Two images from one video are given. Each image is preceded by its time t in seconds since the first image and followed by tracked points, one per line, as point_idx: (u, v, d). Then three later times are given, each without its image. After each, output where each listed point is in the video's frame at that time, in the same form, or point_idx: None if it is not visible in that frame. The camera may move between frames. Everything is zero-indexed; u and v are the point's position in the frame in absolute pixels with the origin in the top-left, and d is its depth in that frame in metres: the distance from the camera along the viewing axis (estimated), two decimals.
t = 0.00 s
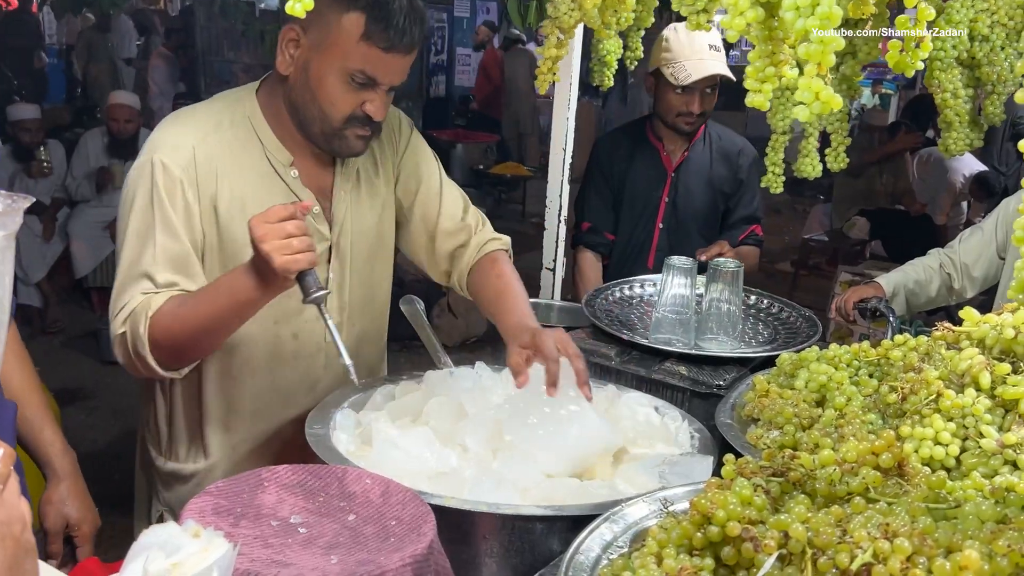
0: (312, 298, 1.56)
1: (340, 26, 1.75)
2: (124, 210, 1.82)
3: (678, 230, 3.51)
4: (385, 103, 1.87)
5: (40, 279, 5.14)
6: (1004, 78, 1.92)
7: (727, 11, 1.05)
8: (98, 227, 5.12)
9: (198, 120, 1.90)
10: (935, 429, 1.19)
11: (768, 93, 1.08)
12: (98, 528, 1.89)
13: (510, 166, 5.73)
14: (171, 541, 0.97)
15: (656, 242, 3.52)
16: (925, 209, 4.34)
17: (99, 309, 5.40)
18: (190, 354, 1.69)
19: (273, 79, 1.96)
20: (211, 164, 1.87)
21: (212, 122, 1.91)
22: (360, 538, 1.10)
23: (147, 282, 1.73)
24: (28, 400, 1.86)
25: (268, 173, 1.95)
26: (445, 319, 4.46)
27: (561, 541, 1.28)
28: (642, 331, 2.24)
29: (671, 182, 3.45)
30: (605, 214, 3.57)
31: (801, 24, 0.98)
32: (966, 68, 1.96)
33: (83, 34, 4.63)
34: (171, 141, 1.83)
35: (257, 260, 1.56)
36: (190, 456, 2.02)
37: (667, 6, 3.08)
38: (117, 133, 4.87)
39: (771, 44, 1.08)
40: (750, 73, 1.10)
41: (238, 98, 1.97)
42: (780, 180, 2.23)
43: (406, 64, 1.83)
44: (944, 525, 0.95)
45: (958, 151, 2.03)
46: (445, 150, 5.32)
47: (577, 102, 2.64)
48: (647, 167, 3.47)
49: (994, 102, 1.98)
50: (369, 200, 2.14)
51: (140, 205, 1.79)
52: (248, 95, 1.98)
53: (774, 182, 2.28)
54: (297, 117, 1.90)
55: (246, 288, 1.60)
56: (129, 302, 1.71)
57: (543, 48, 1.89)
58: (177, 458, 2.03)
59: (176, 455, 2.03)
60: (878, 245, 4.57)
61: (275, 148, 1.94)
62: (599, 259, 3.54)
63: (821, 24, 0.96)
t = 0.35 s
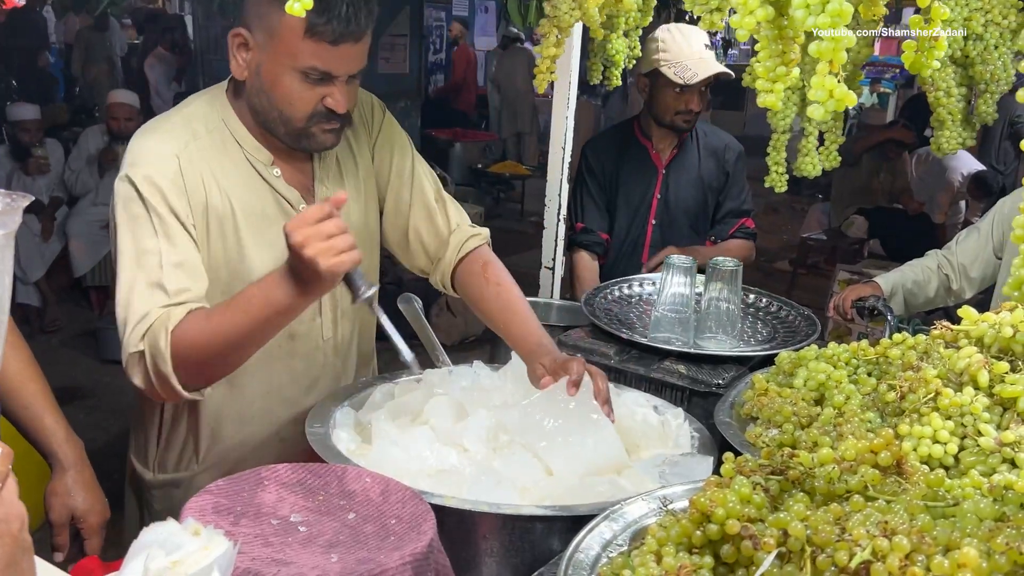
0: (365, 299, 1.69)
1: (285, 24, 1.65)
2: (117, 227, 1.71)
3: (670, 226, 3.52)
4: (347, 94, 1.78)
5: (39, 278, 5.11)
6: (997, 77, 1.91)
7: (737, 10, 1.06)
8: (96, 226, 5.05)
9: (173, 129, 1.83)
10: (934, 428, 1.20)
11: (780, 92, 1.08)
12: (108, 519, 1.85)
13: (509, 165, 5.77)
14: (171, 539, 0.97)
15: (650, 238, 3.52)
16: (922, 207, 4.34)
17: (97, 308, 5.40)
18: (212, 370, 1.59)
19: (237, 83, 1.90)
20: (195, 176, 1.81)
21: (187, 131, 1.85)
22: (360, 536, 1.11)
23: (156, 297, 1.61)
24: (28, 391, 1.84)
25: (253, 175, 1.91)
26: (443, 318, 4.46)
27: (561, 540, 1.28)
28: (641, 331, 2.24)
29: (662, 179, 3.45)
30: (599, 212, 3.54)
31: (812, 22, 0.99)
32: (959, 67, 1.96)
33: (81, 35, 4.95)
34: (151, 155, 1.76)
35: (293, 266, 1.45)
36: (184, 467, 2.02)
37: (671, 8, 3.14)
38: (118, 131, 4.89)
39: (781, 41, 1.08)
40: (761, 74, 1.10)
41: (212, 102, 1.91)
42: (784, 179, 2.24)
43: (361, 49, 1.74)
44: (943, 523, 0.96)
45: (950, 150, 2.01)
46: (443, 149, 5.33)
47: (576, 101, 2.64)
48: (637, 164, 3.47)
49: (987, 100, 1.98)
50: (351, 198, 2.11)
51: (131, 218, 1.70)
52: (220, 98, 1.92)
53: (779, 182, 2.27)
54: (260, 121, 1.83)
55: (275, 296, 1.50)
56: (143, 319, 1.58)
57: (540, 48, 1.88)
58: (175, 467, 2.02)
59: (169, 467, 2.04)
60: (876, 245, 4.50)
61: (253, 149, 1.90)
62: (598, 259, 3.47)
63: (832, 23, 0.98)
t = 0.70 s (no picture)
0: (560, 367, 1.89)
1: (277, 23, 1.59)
2: (186, 254, 1.51)
3: (663, 224, 3.54)
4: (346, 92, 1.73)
5: (39, 278, 5.16)
6: (1004, 75, 1.91)
7: (726, 10, 1.08)
8: (96, 226, 5.14)
9: (192, 139, 1.69)
10: (931, 427, 1.20)
11: (770, 91, 1.10)
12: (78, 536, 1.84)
13: (510, 165, 5.99)
14: (170, 537, 0.97)
15: (643, 236, 3.55)
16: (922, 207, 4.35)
17: (97, 308, 5.40)
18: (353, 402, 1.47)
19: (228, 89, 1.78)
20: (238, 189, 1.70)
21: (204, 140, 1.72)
22: (359, 535, 1.11)
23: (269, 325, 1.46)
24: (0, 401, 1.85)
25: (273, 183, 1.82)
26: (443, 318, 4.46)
27: (560, 538, 1.28)
28: (640, 331, 2.25)
29: (653, 177, 3.47)
30: (596, 211, 3.53)
31: (801, 23, 1.01)
32: (965, 66, 1.95)
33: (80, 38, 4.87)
34: (196, 169, 1.60)
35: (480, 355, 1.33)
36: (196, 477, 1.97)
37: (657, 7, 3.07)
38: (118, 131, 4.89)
39: (772, 41, 1.10)
40: (751, 73, 1.13)
41: (214, 108, 1.80)
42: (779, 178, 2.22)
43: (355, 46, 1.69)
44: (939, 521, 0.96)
45: (958, 151, 1.98)
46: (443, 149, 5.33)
47: (575, 102, 2.64)
48: (626, 163, 3.48)
49: (994, 100, 1.97)
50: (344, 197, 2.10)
51: (208, 236, 1.50)
52: (219, 103, 1.81)
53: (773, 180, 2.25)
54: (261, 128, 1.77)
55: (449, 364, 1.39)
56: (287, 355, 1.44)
57: (547, 48, 1.87)
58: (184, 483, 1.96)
59: (175, 476, 1.97)
60: (876, 244, 4.56)
61: (267, 156, 1.81)
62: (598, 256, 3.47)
63: (821, 25, 1.00)
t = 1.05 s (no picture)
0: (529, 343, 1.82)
1: (308, 34, 1.62)
2: (191, 254, 1.51)
3: (666, 223, 3.54)
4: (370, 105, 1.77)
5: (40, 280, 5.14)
6: (1014, 77, 1.92)
7: (713, 12, 1.11)
8: (98, 228, 5.10)
9: (209, 140, 1.72)
10: (932, 427, 1.21)
11: (753, 92, 1.14)
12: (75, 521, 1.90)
13: (511, 166, 5.86)
14: (175, 537, 0.97)
15: (645, 235, 3.55)
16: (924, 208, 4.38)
17: (99, 309, 5.42)
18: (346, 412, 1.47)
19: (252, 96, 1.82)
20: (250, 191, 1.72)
21: (226, 142, 1.74)
22: (362, 535, 1.12)
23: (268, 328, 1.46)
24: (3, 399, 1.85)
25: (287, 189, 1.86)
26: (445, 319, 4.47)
27: (562, 538, 1.29)
28: (642, 331, 2.25)
29: (656, 176, 3.46)
30: (601, 208, 3.52)
31: (786, 27, 1.04)
32: (972, 68, 1.94)
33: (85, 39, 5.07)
34: (210, 167, 1.62)
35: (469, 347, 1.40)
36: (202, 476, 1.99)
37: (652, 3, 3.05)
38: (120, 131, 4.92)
39: (759, 44, 1.14)
40: (736, 74, 1.16)
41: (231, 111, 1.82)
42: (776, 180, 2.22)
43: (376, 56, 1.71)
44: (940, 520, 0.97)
45: (966, 153, 2.01)
46: (445, 149, 5.34)
47: (577, 102, 2.64)
48: (631, 160, 3.48)
49: (1002, 101, 1.97)
50: (355, 207, 2.12)
51: (213, 234, 1.51)
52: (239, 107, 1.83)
53: (769, 181, 2.23)
54: (286, 137, 1.80)
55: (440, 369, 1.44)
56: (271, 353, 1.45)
57: (549, 50, 1.86)
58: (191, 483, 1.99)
59: (180, 475, 2.00)
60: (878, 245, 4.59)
61: (282, 161, 1.84)
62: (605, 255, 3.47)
63: (805, 29, 1.02)
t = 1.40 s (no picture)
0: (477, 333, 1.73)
1: (311, 39, 1.62)
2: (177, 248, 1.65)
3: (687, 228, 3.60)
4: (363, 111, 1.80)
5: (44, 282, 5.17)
6: (1010, 79, 1.95)
7: (720, 16, 1.14)
8: (99, 230, 4.97)
9: (196, 139, 1.79)
10: (930, 428, 1.21)
11: (762, 95, 1.15)
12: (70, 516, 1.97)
13: (512, 167, 5.91)
14: (178, 537, 0.98)
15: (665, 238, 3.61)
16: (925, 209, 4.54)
17: (103, 311, 5.45)
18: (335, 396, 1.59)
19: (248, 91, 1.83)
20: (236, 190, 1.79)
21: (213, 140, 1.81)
22: (363, 535, 1.12)
23: (255, 329, 1.59)
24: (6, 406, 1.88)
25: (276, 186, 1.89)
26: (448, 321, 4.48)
27: (562, 538, 1.30)
28: (641, 332, 2.26)
29: (680, 180, 3.52)
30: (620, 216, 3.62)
31: (793, 29, 1.06)
32: (970, 71, 1.95)
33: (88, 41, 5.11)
34: (194, 169, 1.71)
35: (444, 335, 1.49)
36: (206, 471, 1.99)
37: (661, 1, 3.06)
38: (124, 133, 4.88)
39: (765, 48, 1.15)
40: (744, 77, 1.18)
41: (221, 108, 1.87)
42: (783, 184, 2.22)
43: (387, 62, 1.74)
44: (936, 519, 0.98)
45: (962, 154, 2.01)
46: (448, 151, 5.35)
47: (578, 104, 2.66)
48: (656, 164, 3.54)
49: (999, 105, 1.98)
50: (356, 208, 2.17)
51: (200, 237, 1.64)
52: (229, 103, 1.87)
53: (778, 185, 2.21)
54: (275, 133, 1.83)
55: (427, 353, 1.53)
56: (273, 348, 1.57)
57: (544, 52, 1.84)
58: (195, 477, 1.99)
59: (182, 471, 2.01)
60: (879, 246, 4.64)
61: (274, 159, 1.88)
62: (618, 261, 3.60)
63: (811, 31, 1.04)
